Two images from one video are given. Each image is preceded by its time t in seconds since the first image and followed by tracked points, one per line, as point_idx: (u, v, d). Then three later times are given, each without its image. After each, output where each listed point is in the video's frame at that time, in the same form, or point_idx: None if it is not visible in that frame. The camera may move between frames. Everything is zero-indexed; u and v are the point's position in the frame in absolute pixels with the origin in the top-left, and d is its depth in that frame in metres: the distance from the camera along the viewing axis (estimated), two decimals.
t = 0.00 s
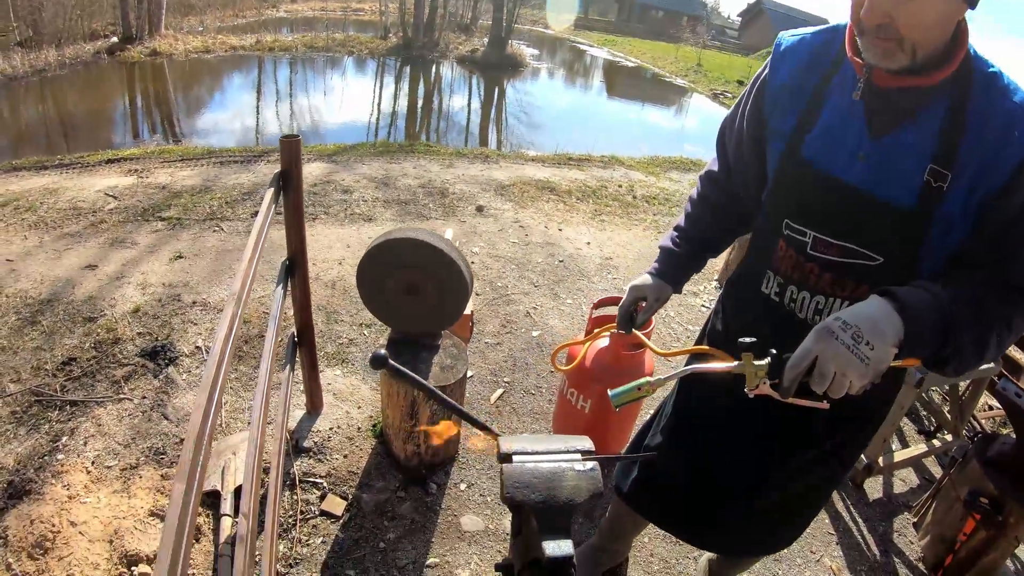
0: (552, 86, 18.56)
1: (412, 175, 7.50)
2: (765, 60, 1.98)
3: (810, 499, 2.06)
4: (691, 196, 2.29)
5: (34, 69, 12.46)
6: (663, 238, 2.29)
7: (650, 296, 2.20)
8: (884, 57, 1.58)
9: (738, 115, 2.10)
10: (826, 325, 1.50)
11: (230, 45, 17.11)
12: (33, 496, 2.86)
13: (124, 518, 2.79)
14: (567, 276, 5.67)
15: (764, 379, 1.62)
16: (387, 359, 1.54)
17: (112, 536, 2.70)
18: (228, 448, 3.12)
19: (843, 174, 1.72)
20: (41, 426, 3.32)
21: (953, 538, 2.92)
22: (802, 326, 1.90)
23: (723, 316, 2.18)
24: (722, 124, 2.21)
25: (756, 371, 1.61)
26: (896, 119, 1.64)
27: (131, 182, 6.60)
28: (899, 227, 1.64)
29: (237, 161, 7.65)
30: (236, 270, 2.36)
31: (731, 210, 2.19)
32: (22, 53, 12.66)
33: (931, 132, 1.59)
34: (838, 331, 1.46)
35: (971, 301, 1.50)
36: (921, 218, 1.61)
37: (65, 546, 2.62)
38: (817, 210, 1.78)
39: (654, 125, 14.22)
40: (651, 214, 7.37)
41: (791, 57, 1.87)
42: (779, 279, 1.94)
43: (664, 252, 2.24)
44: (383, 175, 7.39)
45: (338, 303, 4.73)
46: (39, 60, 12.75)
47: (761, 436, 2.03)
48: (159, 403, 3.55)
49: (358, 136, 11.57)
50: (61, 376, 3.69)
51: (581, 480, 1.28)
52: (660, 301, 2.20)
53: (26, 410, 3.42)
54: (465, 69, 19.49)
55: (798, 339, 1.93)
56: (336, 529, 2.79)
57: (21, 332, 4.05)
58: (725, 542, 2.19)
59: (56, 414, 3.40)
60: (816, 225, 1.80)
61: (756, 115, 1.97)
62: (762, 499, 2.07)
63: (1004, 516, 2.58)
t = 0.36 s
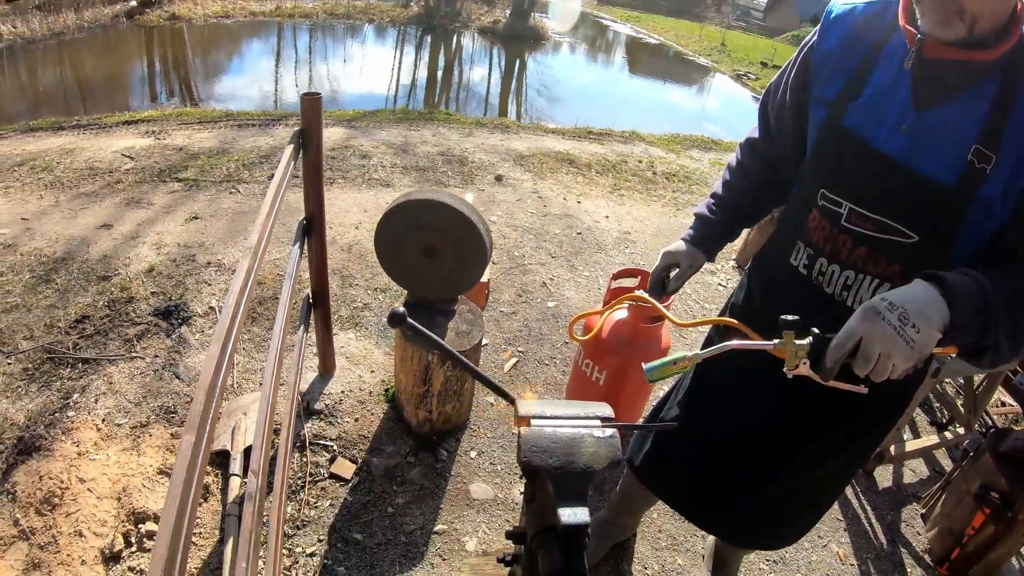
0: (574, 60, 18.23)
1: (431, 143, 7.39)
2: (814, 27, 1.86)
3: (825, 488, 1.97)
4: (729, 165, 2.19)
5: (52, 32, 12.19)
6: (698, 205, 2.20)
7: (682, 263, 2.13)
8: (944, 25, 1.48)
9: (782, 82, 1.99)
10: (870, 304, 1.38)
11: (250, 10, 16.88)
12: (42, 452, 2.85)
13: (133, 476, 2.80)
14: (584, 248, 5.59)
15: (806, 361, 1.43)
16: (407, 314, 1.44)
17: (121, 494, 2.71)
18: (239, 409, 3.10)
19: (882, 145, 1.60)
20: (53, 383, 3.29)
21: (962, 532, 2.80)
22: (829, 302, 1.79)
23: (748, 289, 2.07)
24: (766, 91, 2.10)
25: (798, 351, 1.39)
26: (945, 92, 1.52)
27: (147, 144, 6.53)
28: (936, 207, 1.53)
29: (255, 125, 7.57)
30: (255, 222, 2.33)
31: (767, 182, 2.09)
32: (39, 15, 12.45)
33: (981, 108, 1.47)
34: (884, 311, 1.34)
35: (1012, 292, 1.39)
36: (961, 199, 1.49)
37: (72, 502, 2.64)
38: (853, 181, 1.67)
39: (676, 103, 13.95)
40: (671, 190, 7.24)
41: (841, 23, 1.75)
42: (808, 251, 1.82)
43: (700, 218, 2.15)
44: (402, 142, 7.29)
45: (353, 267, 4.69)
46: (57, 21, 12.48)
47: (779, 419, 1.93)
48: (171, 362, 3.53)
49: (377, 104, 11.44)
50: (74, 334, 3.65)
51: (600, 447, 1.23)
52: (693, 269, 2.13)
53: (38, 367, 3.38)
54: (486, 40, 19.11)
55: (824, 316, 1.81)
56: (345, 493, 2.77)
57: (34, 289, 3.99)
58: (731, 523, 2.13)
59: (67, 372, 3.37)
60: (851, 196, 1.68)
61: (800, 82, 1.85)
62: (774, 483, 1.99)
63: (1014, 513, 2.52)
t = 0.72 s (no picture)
0: (591, 47, 18.02)
1: (445, 129, 7.37)
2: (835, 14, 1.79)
3: (829, 484, 1.93)
4: (748, 154, 2.14)
5: (70, 24, 12.28)
6: (716, 195, 2.17)
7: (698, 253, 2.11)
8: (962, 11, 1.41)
9: (803, 69, 1.92)
10: (864, 292, 1.33)
11: None
12: (57, 434, 2.91)
13: (144, 458, 2.85)
14: (597, 234, 5.54)
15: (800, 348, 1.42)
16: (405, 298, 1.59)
17: (132, 476, 2.76)
18: (248, 392, 3.13)
19: (899, 134, 1.53)
20: (68, 367, 3.35)
21: (973, 527, 2.72)
22: (841, 295, 1.73)
23: (761, 280, 2.01)
24: (785, 80, 2.03)
25: (791, 339, 1.39)
26: (964, 79, 1.44)
27: (163, 132, 6.58)
28: (953, 200, 1.46)
29: (270, 113, 7.59)
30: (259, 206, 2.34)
31: (786, 171, 2.03)
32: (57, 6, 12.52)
33: (1003, 97, 1.39)
34: (878, 300, 1.29)
35: None
36: (979, 192, 1.42)
37: (84, 483, 2.69)
38: (869, 171, 1.61)
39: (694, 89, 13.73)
40: (686, 176, 7.14)
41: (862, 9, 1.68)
42: (822, 242, 1.76)
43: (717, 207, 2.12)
44: (416, 128, 7.27)
45: (365, 252, 4.70)
46: (74, 13, 12.55)
47: (785, 411, 1.88)
48: (183, 347, 3.57)
49: (393, 92, 11.42)
50: (89, 319, 3.71)
51: (592, 430, 1.21)
52: (708, 260, 2.11)
53: (54, 352, 3.44)
54: (503, 26, 18.94)
55: (836, 309, 1.75)
56: (351, 476, 2.79)
57: (51, 276, 4.06)
58: (732, 513, 2.10)
59: (82, 356, 3.42)
60: (867, 185, 1.61)
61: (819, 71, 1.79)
62: (777, 475, 1.95)
63: None
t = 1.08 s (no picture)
0: (608, 38, 17.84)
1: (460, 120, 7.34)
2: None
3: (837, 469, 1.89)
4: (750, 138, 2.10)
5: (90, 23, 12.44)
6: (721, 180, 2.14)
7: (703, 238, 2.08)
8: None
9: (798, 50, 1.87)
10: (859, 273, 1.31)
11: None
12: (73, 421, 2.97)
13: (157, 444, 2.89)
14: (612, 223, 5.49)
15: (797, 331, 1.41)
16: (403, 278, 1.66)
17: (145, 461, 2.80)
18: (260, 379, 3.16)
19: (893, 110, 1.49)
20: (85, 356, 3.41)
21: (989, 520, 2.65)
22: (844, 276, 1.70)
23: (768, 264, 1.98)
24: (782, 62, 1.99)
25: (786, 323, 1.40)
26: (960, 51, 1.40)
27: (181, 127, 6.65)
28: (952, 176, 1.42)
29: (287, 106, 7.63)
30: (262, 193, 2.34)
31: (789, 155, 1.99)
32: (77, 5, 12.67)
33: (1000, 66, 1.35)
34: (871, 280, 1.27)
35: None
36: (979, 166, 1.38)
37: (99, 468, 2.75)
38: (866, 149, 1.57)
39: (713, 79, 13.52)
40: (702, 166, 7.03)
41: None
42: (824, 223, 1.73)
43: (721, 194, 2.09)
44: (431, 119, 7.26)
45: (379, 242, 4.72)
46: (94, 13, 12.70)
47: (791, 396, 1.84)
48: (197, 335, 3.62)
49: (409, 85, 11.41)
50: (107, 309, 3.77)
51: (588, 409, 1.20)
52: (713, 245, 2.09)
53: (72, 341, 3.50)
54: (520, 18, 18.81)
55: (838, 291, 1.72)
56: (361, 461, 2.80)
57: (70, 267, 4.13)
58: (732, 497, 2.08)
59: (99, 345, 3.48)
60: (865, 163, 1.57)
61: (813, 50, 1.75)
62: (779, 460, 1.93)
63: None
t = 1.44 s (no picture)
0: (621, 31, 17.66)
1: (474, 114, 7.30)
2: None
3: (855, 460, 1.85)
4: (761, 125, 2.05)
5: (104, 23, 12.54)
6: (733, 168, 2.09)
7: (716, 228, 2.03)
8: None
9: (808, 34, 1.84)
10: (865, 253, 1.25)
11: None
12: (88, 417, 2.99)
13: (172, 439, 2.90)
14: (627, 215, 5.43)
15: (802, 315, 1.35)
16: (413, 270, 1.65)
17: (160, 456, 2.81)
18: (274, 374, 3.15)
19: (905, 88, 1.46)
20: (101, 352, 3.43)
21: (1008, 516, 2.57)
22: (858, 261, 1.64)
23: (780, 252, 1.92)
24: (791, 46, 1.95)
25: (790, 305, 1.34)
26: (974, 24, 1.36)
27: (195, 124, 6.68)
28: (968, 154, 1.38)
29: (300, 102, 7.64)
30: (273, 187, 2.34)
31: (802, 141, 1.94)
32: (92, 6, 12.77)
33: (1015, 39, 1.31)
34: (879, 260, 1.21)
35: None
36: (996, 142, 1.34)
37: (114, 463, 2.77)
38: (878, 129, 1.52)
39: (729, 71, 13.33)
40: (718, 158, 6.93)
41: None
42: (837, 207, 1.67)
43: (733, 182, 2.04)
44: (445, 113, 7.23)
45: (392, 236, 4.70)
46: (108, 14, 12.80)
47: (808, 385, 1.80)
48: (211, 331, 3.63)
49: (423, 80, 11.38)
50: (122, 305, 3.80)
51: (602, 403, 1.17)
52: (725, 234, 2.04)
53: (87, 337, 3.53)
54: (533, 11, 18.68)
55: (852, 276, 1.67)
56: (376, 456, 2.79)
57: (85, 264, 4.17)
58: (744, 489, 2.05)
59: (114, 341, 3.50)
60: (877, 143, 1.53)
61: (822, 31, 1.71)
62: (794, 451, 1.89)
63: None
